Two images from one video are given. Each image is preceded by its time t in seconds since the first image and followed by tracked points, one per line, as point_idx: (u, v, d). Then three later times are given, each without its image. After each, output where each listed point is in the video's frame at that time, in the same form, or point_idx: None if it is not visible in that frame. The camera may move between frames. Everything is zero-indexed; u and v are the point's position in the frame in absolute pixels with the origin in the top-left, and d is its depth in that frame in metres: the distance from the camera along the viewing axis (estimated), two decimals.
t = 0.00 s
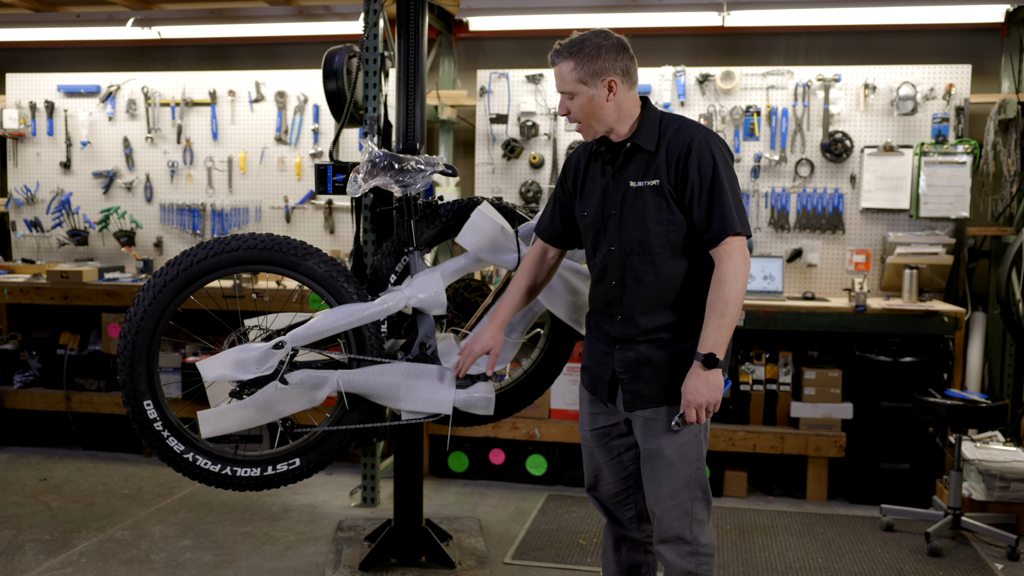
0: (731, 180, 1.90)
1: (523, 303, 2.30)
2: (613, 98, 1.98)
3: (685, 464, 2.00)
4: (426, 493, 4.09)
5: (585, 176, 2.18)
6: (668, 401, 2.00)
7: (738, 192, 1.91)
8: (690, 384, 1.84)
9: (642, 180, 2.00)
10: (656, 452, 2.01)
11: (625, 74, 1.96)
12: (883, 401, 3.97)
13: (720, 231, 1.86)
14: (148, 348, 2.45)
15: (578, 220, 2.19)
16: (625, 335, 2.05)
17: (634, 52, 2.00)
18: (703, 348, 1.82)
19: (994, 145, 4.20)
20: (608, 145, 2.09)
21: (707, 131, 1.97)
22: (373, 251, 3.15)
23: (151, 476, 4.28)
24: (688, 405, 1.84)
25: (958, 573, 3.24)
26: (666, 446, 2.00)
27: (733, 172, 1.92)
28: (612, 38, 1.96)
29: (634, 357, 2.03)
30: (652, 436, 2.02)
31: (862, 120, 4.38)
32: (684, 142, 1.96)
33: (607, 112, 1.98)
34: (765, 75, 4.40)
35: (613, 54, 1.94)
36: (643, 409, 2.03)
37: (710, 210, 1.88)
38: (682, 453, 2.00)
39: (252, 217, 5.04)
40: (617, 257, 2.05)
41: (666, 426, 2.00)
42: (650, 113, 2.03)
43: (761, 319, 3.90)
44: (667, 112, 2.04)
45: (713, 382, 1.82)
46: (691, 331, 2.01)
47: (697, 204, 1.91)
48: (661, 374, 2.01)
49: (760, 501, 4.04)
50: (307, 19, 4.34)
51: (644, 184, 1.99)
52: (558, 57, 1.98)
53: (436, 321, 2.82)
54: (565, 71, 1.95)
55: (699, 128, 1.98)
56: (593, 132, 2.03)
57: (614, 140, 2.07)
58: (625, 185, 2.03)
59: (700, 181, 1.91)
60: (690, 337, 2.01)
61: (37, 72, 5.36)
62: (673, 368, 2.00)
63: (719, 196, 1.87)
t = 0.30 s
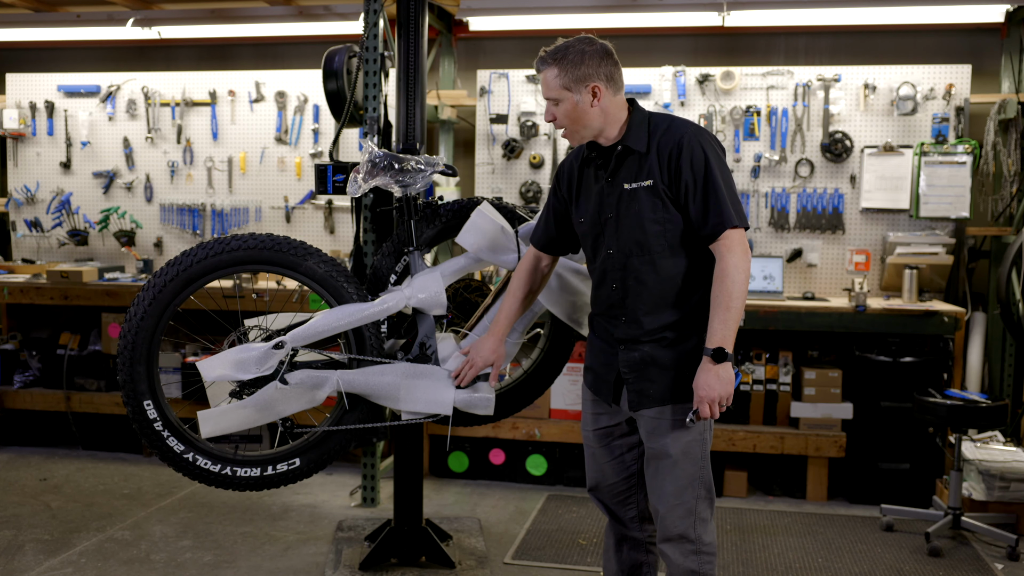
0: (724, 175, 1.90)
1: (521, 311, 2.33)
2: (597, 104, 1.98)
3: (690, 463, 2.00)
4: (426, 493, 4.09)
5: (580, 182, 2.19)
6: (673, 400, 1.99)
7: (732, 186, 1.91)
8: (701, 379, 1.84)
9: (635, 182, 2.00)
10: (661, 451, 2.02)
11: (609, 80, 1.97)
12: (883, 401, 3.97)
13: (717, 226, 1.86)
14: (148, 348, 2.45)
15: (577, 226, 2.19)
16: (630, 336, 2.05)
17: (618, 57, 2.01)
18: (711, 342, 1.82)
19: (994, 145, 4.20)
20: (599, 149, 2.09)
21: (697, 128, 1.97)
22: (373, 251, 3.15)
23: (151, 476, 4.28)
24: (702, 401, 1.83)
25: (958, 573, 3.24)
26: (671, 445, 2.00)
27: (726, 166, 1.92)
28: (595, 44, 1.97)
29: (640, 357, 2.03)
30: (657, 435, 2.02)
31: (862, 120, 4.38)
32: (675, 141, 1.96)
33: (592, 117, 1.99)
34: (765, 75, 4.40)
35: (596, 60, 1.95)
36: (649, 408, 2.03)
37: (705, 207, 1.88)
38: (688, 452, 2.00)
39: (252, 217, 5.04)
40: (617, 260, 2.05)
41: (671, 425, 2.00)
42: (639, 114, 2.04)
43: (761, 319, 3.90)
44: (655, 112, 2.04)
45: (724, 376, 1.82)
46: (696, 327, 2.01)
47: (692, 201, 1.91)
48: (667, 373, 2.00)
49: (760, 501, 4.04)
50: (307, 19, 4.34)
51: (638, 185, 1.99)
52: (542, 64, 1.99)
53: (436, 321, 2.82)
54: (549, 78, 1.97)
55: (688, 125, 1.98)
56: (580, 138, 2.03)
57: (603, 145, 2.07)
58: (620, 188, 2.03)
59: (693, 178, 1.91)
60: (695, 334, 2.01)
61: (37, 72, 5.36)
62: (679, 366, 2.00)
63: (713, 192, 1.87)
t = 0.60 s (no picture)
0: (724, 174, 1.90)
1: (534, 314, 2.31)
2: (600, 101, 1.99)
3: (698, 463, 2.01)
4: (426, 493, 4.09)
5: (582, 182, 2.19)
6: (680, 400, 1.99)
7: (732, 186, 1.91)
8: (697, 379, 1.84)
9: (636, 181, 2.00)
10: (669, 451, 2.01)
11: (613, 77, 1.97)
12: (883, 401, 3.97)
13: (716, 226, 1.86)
14: (148, 349, 2.45)
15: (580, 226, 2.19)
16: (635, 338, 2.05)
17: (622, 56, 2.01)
18: (709, 342, 1.82)
19: (994, 145, 4.20)
20: (601, 149, 2.10)
21: (697, 127, 1.97)
22: (373, 251, 3.15)
23: (151, 476, 4.28)
24: (697, 400, 1.83)
25: (958, 573, 3.24)
26: (679, 446, 2.00)
27: (726, 166, 1.92)
28: (600, 42, 1.98)
29: (644, 359, 2.03)
30: (665, 436, 2.01)
31: (862, 120, 4.38)
32: (675, 140, 1.96)
33: (596, 114, 1.99)
34: (765, 75, 4.40)
35: (601, 57, 1.96)
36: (655, 409, 2.02)
37: (705, 206, 1.88)
38: (696, 452, 2.00)
39: (252, 217, 5.04)
40: (619, 260, 2.05)
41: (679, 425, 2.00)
42: (641, 113, 2.04)
43: (761, 319, 3.90)
44: (657, 112, 2.04)
45: (721, 376, 1.82)
46: (695, 329, 2.02)
47: (692, 200, 1.91)
48: (672, 373, 2.01)
49: (760, 501, 4.04)
50: (307, 19, 4.34)
51: (639, 185, 2.00)
52: (547, 61, 1.99)
53: (436, 321, 2.82)
54: (553, 74, 1.97)
55: (689, 125, 1.98)
56: (582, 135, 2.03)
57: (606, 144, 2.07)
58: (621, 187, 2.04)
59: (693, 177, 1.91)
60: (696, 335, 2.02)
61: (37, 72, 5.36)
62: (683, 366, 2.00)
63: (712, 191, 1.87)
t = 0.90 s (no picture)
0: (744, 182, 1.90)
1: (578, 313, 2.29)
2: (636, 88, 1.98)
3: (698, 464, 2.00)
4: (427, 493, 4.09)
5: (597, 170, 2.18)
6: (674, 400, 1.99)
7: (750, 194, 1.91)
8: (688, 381, 1.85)
9: (654, 176, 2.00)
10: (666, 452, 2.00)
11: (651, 66, 1.97)
12: (883, 401, 3.97)
13: (730, 231, 1.86)
14: (148, 349, 2.45)
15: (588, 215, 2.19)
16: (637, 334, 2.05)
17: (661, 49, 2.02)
18: (706, 345, 1.83)
19: (994, 145, 4.20)
20: (623, 139, 2.09)
21: (722, 131, 1.96)
22: (372, 251, 3.15)
23: (151, 476, 4.28)
24: (684, 402, 1.84)
25: (958, 573, 3.24)
26: (675, 445, 1.98)
27: (747, 173, 1.92)
28: (641, 31, 1.98)
29: (644, 357, 2.04)
30: (662, 436, 2.00)
31: (862, 119, 4.38)
32: (698, 141, 1.95)
33: (629, 101, 1.98)
34: (765, 75, 4.40)
35: (642, 45, 1.96)
36: (653, 408, 2.02)
37: (721, 211, 1.88)
38: (693, 453, 2.00)
39: (252, 217, 5.04)
40: (626, 253, 2.05)
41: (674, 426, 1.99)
42: (667, 110, 2.04)
43: (761, 319, 3.90)
44: (684, 111, 2.04)
45: (712, 381, 1.83)
46: (694, 334, 2.02)
47: (709, 202, 1.90)
48: (670, 373, 2.01)
49: (760, 501, 4.04)
50: (307, 19, 4.34)
51: (656, 179, 1.99)
52: (586, 41, 1.98)
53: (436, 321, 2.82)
54: (592, 55, 1.95)
55: (714, 127, 1.97)
56: (611, 121, 2.01)
57: (630, 135, 2.06)
58: (637, 179, 2.03)
59: (713, 180, 1.91)
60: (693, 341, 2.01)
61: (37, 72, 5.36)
62: (681, 367, 2.01)
63: (731, 196, 1.87)
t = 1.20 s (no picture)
0: (767, 185, 1.87)
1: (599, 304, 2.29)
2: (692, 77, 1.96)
3: (719, 469, 1.99)
4: (427, 493, 4.09)
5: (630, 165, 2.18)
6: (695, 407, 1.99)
7: (772, 198, 1.88)
8: (705, 395, 1.84)
9: (679, 173, 1.98)
10: (689, 456, 2.00)
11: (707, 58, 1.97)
12: (883, 401, 3.97)
13: (746, 236, 1.84)
14: (148, 349, 2.45)
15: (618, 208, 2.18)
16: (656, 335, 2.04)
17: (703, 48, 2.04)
18: (720, 357, 1.82)
19: (994, 145, 4.20)
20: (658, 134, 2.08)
21: (751, 133, 1.94)
22: (372, 251, 3.15)
23: (151, 476, 4.28)
24: (701, 416, 1.84)
25: (958, 573, 3.24)
26: (697, 448, 1.99)
27: (771, 177, 1.89)
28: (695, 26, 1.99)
29: (662, 360, 2.04)
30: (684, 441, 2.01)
31: (862, 119, 4.38)
32: (725, 141, 1.93)
33: (684, 90, 1.96)
34: (765, 75, 4.40)
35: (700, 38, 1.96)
36: (674, 413, 2.02)
37: (739, 213, 1.86)
38: (716, 458, 1.99)
39: (252, 217, 5.04)
40: (647, 249, 2.03)
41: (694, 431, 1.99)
42: (702, 108, 2.02)
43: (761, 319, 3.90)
44: (718, 110, 2.02)
45: (729, 396, 1.81)
46: (711, 341, 2.00)
47: (730, 203, 1.89)
48: (688, 378, 2.01)
49: (760, 501, 4.04)
50: (307, 19, 4.35)
51: (682, 177, 1.98)
52: (650, 22, 1.93)
53: (436, 321, 2.82)
54: (659, 36, 1.90)
55: (744, 128, 1.95)
56: (662, 108, 1.97)
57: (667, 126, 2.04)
58: (664, 175, 2.02)
59: (734, 182, 1.89)
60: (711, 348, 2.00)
61: (37, 72, 5.36)
62: (700, 373, 2.00)
63: (750, 198, 1.85)
